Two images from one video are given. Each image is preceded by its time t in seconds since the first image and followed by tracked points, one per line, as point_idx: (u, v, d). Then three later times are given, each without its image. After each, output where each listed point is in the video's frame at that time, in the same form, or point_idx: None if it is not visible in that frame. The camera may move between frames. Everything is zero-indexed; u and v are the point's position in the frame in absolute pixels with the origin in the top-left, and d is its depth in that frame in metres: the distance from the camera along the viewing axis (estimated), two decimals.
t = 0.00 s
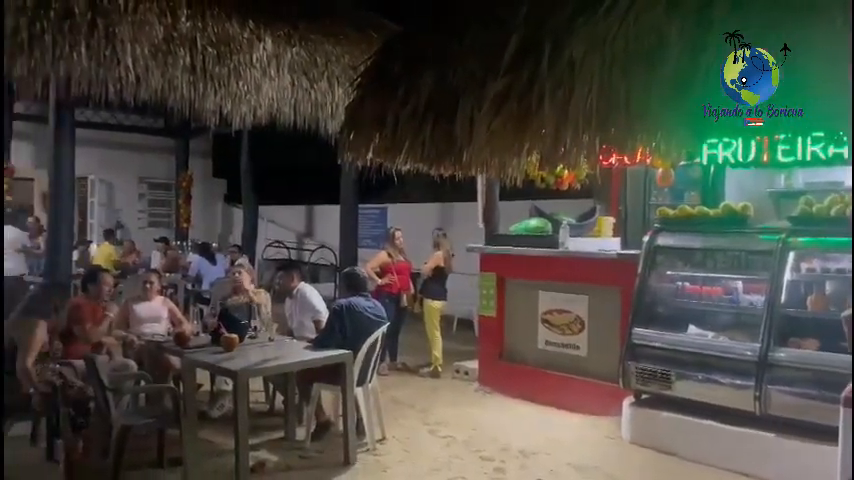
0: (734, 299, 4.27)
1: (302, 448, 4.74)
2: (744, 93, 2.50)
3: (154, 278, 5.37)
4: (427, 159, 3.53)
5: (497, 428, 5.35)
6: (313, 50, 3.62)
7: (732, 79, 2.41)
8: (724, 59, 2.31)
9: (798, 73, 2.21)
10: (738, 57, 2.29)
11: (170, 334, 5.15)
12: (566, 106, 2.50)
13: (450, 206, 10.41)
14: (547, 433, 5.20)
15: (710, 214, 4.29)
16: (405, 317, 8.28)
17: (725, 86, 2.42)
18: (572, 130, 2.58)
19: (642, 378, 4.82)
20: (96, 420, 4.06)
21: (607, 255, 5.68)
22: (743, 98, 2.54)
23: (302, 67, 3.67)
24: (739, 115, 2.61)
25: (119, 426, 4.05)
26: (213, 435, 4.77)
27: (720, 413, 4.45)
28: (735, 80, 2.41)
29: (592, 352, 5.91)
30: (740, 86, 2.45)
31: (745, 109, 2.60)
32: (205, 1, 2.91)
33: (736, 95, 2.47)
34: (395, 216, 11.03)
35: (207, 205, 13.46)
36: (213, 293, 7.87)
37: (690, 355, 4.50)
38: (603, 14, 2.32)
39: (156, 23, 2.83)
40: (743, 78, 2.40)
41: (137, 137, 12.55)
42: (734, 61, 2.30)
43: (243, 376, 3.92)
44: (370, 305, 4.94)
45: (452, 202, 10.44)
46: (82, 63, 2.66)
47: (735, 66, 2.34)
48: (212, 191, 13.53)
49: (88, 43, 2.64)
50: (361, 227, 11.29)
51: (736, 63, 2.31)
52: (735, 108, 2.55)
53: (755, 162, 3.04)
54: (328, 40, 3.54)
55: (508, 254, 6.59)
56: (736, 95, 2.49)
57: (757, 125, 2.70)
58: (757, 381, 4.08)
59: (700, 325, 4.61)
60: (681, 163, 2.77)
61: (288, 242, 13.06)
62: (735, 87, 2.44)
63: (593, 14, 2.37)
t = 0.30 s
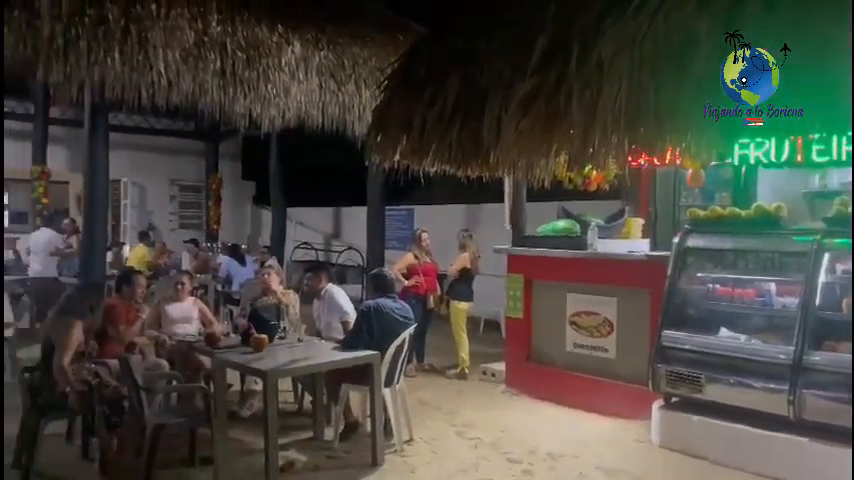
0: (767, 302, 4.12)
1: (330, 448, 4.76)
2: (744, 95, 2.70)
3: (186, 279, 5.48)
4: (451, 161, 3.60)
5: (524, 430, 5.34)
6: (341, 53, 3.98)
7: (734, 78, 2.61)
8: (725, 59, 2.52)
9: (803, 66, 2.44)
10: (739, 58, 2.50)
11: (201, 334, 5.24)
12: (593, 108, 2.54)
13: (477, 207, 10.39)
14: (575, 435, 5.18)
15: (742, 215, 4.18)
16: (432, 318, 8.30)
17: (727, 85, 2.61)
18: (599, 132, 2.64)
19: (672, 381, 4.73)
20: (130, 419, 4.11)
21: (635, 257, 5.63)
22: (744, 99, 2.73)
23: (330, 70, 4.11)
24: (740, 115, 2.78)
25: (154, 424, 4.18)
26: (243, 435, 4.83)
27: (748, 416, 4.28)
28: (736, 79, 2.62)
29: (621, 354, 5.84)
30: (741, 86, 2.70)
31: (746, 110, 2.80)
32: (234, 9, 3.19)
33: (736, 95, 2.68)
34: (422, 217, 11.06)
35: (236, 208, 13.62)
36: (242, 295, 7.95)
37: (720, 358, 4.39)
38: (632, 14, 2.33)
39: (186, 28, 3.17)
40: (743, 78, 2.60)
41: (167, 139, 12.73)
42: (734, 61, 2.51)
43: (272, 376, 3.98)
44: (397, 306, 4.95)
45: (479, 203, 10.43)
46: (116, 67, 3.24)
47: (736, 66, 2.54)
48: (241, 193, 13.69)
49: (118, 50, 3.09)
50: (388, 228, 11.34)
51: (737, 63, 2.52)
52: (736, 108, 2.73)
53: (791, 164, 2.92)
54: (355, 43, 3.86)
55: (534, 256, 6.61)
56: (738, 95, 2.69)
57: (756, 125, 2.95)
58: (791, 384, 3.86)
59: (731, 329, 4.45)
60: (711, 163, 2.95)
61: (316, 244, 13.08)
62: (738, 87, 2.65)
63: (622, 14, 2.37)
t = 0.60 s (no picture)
0: (804, 304, 3.94)
1: (360, 448, 4.80)
2: (744, 94, 2.47)
3: (219, 280, 5.55)
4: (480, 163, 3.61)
5: (555, 433, 5.30)
6: (371, 56, 3.98)
7: (732, 79, 2.42)
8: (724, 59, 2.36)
9: (797, 66, 2.28)
10: (739, 57, 2.34)
11: (234, 335, 5.30)
12: (624, 108, 2.51)
13: (507, 208, 10.35)
14: (607, 439, 5.12)
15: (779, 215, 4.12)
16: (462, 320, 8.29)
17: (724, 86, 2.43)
18: (630, 133, 2.59)
19: (705, 385, 4.39)
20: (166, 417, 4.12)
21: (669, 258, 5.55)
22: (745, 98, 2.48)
23: (360, 72, 4.15)
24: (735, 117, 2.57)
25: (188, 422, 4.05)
26: (275, 434, 4.88)
27: (782, 420, 3.88)
28: (735, 80, 2.43)
29: (654, 357, 5.77)
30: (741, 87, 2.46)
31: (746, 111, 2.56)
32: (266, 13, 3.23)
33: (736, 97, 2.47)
34: (451, 218, 11.05)
35: (268, 209, 13.77)
36: (274, 295, 8.04)
37: (756, 361, 4.10)
38: (663, 14, 2.33)
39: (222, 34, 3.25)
40: (743, 78, 2.42)
41: (201, 142, 12.94)
42: (734, 61, 2.34)
43: (304, 376, 4.02)
44: (427, 308, 4.95)
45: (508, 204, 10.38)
46: (151, 69, 3.37)
47: (735, 66, 2.38)
48: (273, 194, 13.85)
49: (153, 55, 3.21)
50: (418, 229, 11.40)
51: (737, 63, 2.35)
52: (735, 108, 2.51)
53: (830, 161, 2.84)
54: (385, 45, 3.84)
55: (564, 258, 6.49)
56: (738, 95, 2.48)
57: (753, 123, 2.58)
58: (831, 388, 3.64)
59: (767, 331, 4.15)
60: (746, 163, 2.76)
61: (347, 245, 13.05)
62: (736, 88, 2.45)
63: (653, 13, 2.38)
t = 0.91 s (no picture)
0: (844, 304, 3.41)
1: (392, 448, 4.82)
2: (745, 94, 2.46)
3: (254, 280, 5.63)
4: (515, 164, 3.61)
5: (588, 434, 5.25)
6: (403, 57, 4.01)
7: (732, 79, 2.43)
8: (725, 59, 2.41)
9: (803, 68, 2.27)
10: (738, 57, 2.38)
11: (268, 334, 5.36)
12: (658, 107, 2.52)
13: (538, 207, 10.29)
14: (642, 441, 5.05)
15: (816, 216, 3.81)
16: (493, 320, 8.27)
17: (724, 85, 2.45)
18: (665, 132, 2.58)
19: (743, 387, 4.31)
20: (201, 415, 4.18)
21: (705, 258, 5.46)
22: (744, 98, 2.46)
23: (393, 75, 4.20)
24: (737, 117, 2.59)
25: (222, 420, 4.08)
26: (309, 433, 4.93)
27: (823, 423, 3.51)
28: (735, 80, 2.43)
29: (690, 358, 5.69)
30: (741, 86, 2.46)
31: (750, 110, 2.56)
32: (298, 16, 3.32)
33: (735, 96, 2.47)
34: (482, 218, 11.06)
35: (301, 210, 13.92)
36: (307, 295, 8.13)
37: (794, 363, 3.89)
38: (699, 10, 2.37)
39: (254, 37, 3.31)
40: (743, 78, 2.42)
41: (235, 144, 13.14)
42: (733, 61, 2.38)
43: (337, 376, 4.05)
44: (458, 308, 4.96)
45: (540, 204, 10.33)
46: (186, 75, 3.38)
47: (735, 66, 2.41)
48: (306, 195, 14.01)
49: (189, 60, 3.27)
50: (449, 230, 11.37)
51: (736, 63, 2.39)
52: (737, 109, 2.52)
53: None
54: (417, 47, 3.89)
55: (597, 258, 6.44)
56: (737, 95, 2.47)
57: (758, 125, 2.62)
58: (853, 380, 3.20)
59: (808, 333, 3.80)
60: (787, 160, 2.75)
61: (378, 245, 13.13)
62: (735, 87, 2.46)
63: (688, 10, 2.43)
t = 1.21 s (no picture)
0: None
1: (425, 447, 4.83)
2: (744, 90, 2.75)
3: (287, 280, 5.69)
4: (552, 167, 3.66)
5: (621, 435, 5.21)
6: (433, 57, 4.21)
7: (732, 77, 2.68)
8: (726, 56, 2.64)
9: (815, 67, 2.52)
10: (738, 57, 2.61)
11: (301, 334, 5.42)
12: (692, 105, 2.74)
13: (569, 206, 10.20)
14: (676, 443, 4.99)
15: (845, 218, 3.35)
16: (525, 320, 8.23)
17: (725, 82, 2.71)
18: (701, 128, 2.90)
19: (781, 388, 4.26)
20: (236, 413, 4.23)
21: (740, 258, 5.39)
22: (743, 95, 2.77)
23: (422, 75, 4.47)
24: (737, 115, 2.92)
25: (257, 418, 4.06)
26: (342, 431, 4.97)
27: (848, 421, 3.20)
28: (736, 79, 2.69)
29: (725, 359, 5.61)
30: (742, 86, 2.73)
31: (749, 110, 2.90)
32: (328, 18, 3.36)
33: (737, 93, 2.76)
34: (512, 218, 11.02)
35: (331, 210, 14.01)
36: (339, 295, 8.20)
37: (829, 362, 3.77)
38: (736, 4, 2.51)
39: (285, 39, 3.53)
40: (743, 78, 2.68)
41: (267, 146, 13.29)
42: (734, 60, 2.63)
43: (369, 374, 4.08)
44: (490, 308, 4.96)
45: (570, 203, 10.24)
46: (220, 77, 3.68)
47: (736, 64, 2.65)
48: (337, 195, 14.09)
49: (223, 63, 3.55)
50: (479, 230, 11.44)
51: (736, 62, 2.63)
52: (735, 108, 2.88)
53: None
54: (447, 46, 3.86)
55: (630, 257, 6.35)
56: (738, 90, 2.75)
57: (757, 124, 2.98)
58: None
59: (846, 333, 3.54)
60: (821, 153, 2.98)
61: (408, 245, 13.18)
62: (737, 86, 2.74)
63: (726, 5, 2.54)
